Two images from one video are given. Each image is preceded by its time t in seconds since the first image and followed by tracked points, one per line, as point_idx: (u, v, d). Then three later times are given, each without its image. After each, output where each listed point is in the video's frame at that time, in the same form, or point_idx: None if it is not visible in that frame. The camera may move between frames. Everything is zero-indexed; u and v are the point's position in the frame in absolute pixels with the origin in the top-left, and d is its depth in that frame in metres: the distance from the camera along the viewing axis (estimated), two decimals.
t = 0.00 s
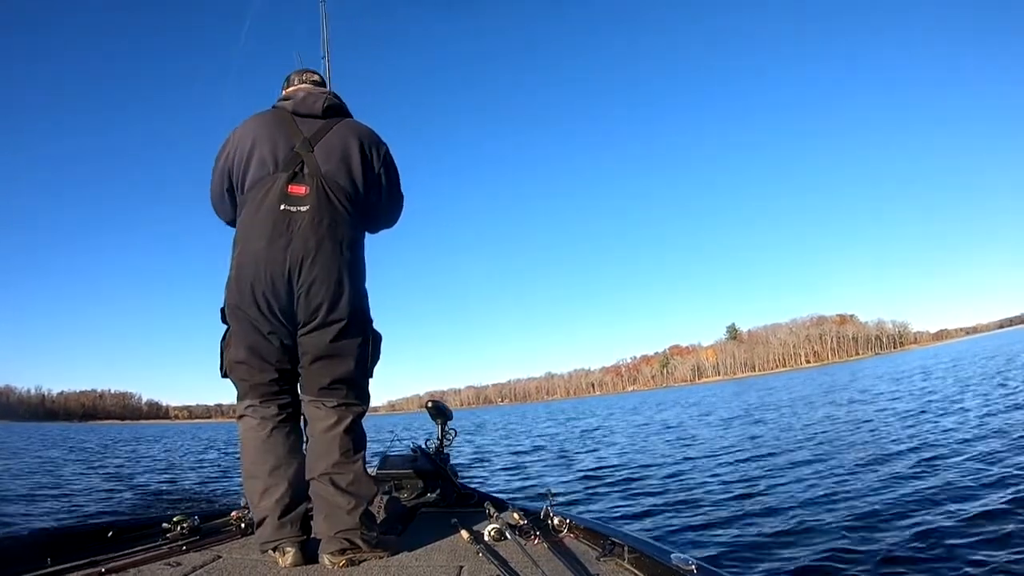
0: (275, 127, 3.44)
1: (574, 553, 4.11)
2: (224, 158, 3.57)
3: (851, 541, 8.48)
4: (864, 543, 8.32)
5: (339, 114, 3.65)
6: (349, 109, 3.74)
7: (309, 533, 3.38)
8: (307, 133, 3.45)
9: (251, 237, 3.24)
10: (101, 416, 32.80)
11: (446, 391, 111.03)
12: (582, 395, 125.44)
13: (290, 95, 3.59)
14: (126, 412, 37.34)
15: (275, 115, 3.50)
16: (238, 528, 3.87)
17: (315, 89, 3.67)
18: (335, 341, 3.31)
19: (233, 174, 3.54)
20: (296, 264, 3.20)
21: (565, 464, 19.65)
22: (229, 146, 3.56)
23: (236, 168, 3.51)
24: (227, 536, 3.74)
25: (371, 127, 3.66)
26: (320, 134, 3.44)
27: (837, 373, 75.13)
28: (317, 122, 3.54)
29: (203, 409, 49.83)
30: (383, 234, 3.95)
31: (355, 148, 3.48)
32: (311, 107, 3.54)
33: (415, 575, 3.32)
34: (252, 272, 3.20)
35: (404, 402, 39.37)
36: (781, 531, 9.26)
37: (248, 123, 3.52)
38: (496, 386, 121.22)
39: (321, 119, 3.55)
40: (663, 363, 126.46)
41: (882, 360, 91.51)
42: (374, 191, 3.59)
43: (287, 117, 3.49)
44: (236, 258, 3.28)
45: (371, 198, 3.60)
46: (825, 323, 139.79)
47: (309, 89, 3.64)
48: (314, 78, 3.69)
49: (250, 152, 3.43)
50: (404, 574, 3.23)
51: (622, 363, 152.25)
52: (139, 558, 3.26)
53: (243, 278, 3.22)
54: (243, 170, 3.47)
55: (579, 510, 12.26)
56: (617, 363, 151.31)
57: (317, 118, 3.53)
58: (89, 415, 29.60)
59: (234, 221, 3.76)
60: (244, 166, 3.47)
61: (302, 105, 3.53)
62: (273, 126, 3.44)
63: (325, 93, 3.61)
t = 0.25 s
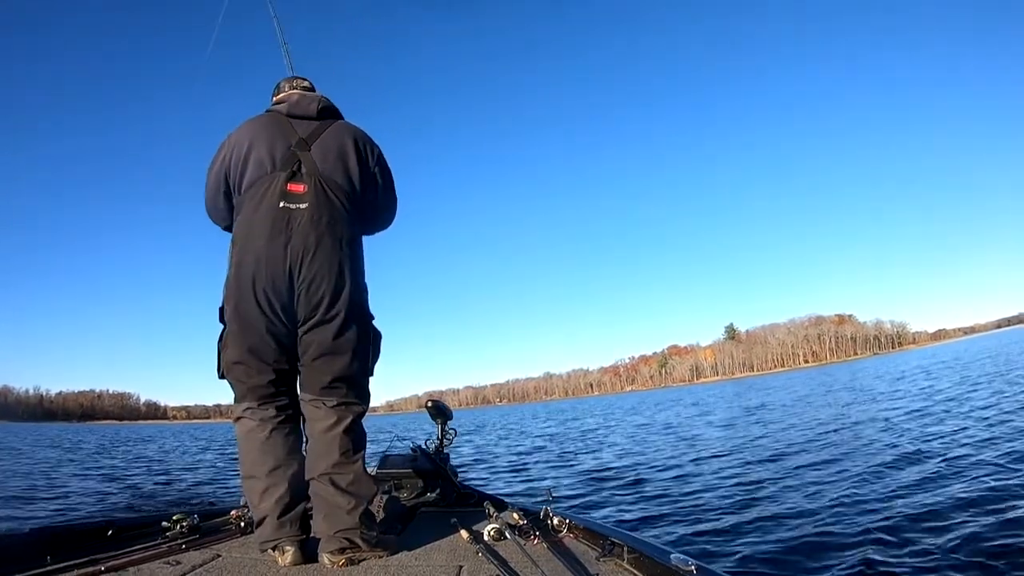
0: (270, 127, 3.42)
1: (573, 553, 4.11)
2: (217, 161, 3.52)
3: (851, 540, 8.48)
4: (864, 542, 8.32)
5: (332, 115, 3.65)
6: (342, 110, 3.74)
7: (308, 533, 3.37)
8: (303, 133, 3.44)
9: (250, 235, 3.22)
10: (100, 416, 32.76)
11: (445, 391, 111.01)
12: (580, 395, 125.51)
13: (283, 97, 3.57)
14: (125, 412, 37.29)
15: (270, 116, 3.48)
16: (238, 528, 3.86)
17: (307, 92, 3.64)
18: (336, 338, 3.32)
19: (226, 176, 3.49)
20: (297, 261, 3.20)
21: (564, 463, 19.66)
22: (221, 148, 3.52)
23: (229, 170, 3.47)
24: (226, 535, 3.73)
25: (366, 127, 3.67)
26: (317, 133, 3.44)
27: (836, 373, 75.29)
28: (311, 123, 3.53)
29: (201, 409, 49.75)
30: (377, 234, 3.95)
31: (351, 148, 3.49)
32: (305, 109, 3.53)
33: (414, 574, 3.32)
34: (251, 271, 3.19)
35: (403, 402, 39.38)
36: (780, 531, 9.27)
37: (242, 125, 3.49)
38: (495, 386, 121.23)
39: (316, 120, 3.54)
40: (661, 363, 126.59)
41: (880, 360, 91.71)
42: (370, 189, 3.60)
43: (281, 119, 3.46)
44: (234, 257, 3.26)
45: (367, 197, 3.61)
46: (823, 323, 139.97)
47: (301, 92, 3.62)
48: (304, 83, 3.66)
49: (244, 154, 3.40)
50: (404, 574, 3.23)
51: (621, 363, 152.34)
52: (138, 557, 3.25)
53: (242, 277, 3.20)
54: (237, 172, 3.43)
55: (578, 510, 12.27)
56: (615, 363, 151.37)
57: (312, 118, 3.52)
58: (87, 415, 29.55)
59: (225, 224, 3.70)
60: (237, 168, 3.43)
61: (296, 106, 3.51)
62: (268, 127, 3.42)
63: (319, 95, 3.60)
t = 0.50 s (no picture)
0: (267, 129, 3.41)
1: (573, 553, 4.10)
2: (211, 162, 3.49)
3: (850, 541, 8.48)
4: (862, 543, 8.33)
5: (328, 117, 3.65)
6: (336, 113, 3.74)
7: (308, 533, 3.36)
8: (300, 134, 3.43)
9: (250, 233, 3.20)
10: (98, 416, 32.67)
11: (443, 391, 110.94)
12: (579, 395, 125.53)
13: (277, 100, 3.55)
14: (123, 413, 37.21)
15: (266, 119, 3.46)
16: (238, 528, 3.86)
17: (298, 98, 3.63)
18: (337, 336, 3.33)
19: (221, 178, 3.46)
20: (299, 259, 3.20)
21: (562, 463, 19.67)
22: (215, 151, 3.48)
23: (224, 172, 3.43)
24: (226, 535, 3.73)
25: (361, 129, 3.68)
26: (314, 135, 3.44)
27: (833, 373, 75.48)
28: (307, 125, 3.52)
29: (199, 409, 49.64)
30: (372, 235, 3.95)
31: (348, 149, 3.50)
32: (300, 111, 3.52)
33: (414, 574, 3.31)
34: (253, 269, 3.17)
35: (401, 403, 39.36)
36: (781, 531, 9.27)
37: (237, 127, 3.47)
38: (493, 386, 121.18)
39: (312, 121, 3.54)
40: (660, 363, 126.67)
41: (877, 360, 91.96)
42: (368, 189, 3.61)
43: (276, 121, 3.45)
44: (234, 255, 3.23)
45: (365, 197, 3.62)
46: (822, 324, 140.13)
47: (293, 97, 3.61)
48: (293, 88, 3.64)
49: (240, 155, 3.37)
50: (404, 574, 3.23)
51: (619, 363, 152.40)
52: (138, 558, 3.24)
53: (243, 276, 3.17)
54: (233, 174, 3.40)
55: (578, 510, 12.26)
56: (614, 363, 151.43)
57: (308, 122, 3.52)
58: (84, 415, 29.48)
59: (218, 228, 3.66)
60: (233, 170, 3.40)
61: (292, 109, 3.50)
62: (264, 129, 3.40)
63: (314, 97, 3.60)
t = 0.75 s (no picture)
0: (265, 131, 3.40)
1: (573, 553, 4.10)
2: (207, 164, 3.46)
3: (850, 540, 8.49)
4: (863, 543, 8.34)
5: (324, 120, 3.65)
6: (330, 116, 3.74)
7: (308, 534, 3.36)
8: (297, 136, 3.43)
9: (252, 233, 3.19)
10: (96, 416, 32.62)
11: (442, 391, 110.86)
12: (577, 395, 125.53)
13: (272, 103, 3.54)
14: (121, 413, 37.15)
15: (263, 122, 3.46)
16: (238, 529, 3.85)
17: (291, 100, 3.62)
18: (340, 336, 3.33)
19: (218, 179, 3.43)
20: (302, 258, 3.20)
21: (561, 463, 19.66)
22: (211, 153, 3.46)
23: (221, 173, 3.41)
24: (227, 536, 3.72)
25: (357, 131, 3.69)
26: (312, 137, 3.44)
27: (832, 373, 75.56)
28: (304, 127, 3.52)
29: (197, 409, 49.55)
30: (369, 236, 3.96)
31: (346, 150, 3.51)
32: (297, 113, 3.52)
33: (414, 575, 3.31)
34: (256, 269, 3.16)
35: (400, 403, 39.33)
36: (780, 531, 9.28)
37: (234, 129, 3.46)
38: (492, 386, 121.12)
39: (309, 124, 3.54)
40: (659, 364, 126.72)
41: (876, 360, 92.05)
42: (366, 190, 3.62)
43: (273, 123, 3.44)
44: (235, 255, 3.21)
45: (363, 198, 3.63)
46: (820, 324, 140.28)
47: (287, 99, 3.60)
48: (286, 90, 3.64)
49: (238, 158, 3.35)
50: (404, 574, 3.22)
51: (618, 364, 152.44)
52: (139, 558, 3.24)
53: (246, 276, 3.15)
54: (231, 175, 3.38)
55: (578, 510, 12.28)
56: (613, 363, 151.47)
57: (305, 124, 3.51)
58: (83, 415, 29.43)
59: (213, 231, 3.62)
60: (231, 172, 3.38)
61: (288, 111, 3.50)
62: (262, 131, 3.39)
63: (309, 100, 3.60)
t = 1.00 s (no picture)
0: (260, 133, 3.39)
1: (573, 553, 4.10)
2: (201, 165, 3.44)
3: (849, 541, 8.50)
4: (862, 543, 8.35)
5: (317, 121, 3.65)
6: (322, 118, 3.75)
7: (309, 534, 3.35)
8: (293, 138, 3.43)
9: (253, 234, 3.18)
10: (94, 415, 32.58)
11: (440, 392, 110.80)
12: (576, 395, 125.54)
13: (265, 105, 3.53)
14: (119, 412, 37.11)
15: (256, 123, 3.45)
16: (239, 529, 3.85)
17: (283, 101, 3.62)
18: (342, 336, 3.34)
19: (213, 181, 3.41)
20: (305, 258, 3.21)
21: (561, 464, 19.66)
22: (205, 155, 3.43)
23: (215, 174, 3.39)
24: (227, 536, 3.73)
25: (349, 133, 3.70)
26: (307, 137, 3.45)
27: (831, 374, 75.72)
28: (299, 128, 3.52)
29: (196, 409, 49.49)
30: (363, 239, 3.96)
31: (340, 152, 3.53)
32: (291, 115, 3.52)
33: (416, 574, 3.31)
34: (258, 270, 3.15)
35: (398, 402, 39.37)
36: (779, 530, 9.31)
37: (228, 131, 3.44)
38: (490, 386, 121.08)
39: (304, 125, 3.54)
40: (657, 364, 126.76)
41: (874, 361, 92.23)
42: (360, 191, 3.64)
43: (267, 125, 3.44)
44: (236, 257, 3.19)
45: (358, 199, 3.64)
46: (819, 325, 140.44)
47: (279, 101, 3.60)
48: (277, 92, 3.64)
49: (233, 160, 3.33)
50: (405, 574, 3.22)
51: (617, 364, 152.50)
52: (140, 558, 3.24)
53: (248, 277, 3.14)
54: (227, 177, 3.36)
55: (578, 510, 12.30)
56: (611, 364, 151.52)
57: (299, 125, 3.52)
58: (81, 414, 29.40)
59: (208, 233, 3.59)
60: (226, 174, 3.36)
61: (282, 113, 3.50)
62: (257, 133, 3.38)
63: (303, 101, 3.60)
